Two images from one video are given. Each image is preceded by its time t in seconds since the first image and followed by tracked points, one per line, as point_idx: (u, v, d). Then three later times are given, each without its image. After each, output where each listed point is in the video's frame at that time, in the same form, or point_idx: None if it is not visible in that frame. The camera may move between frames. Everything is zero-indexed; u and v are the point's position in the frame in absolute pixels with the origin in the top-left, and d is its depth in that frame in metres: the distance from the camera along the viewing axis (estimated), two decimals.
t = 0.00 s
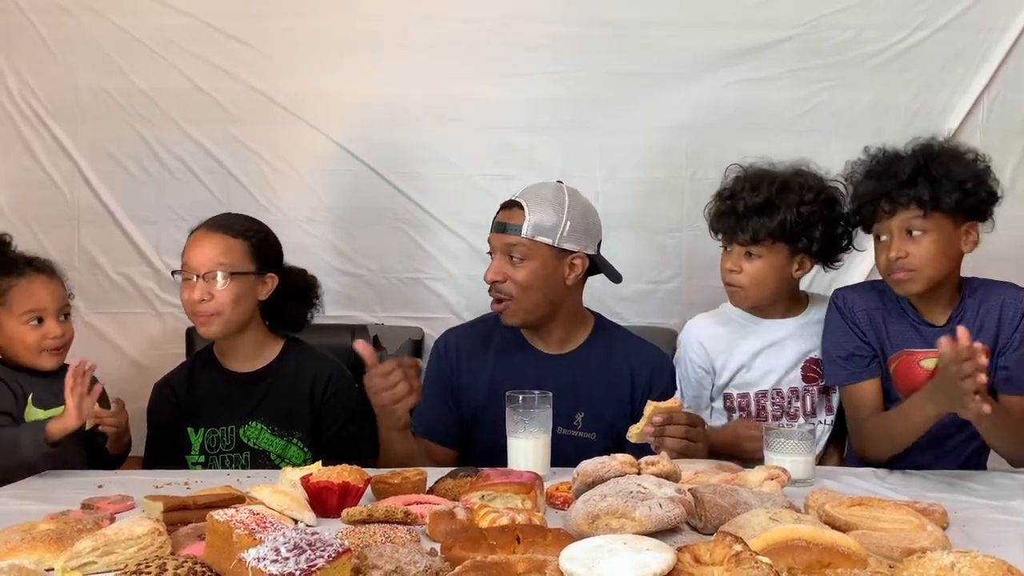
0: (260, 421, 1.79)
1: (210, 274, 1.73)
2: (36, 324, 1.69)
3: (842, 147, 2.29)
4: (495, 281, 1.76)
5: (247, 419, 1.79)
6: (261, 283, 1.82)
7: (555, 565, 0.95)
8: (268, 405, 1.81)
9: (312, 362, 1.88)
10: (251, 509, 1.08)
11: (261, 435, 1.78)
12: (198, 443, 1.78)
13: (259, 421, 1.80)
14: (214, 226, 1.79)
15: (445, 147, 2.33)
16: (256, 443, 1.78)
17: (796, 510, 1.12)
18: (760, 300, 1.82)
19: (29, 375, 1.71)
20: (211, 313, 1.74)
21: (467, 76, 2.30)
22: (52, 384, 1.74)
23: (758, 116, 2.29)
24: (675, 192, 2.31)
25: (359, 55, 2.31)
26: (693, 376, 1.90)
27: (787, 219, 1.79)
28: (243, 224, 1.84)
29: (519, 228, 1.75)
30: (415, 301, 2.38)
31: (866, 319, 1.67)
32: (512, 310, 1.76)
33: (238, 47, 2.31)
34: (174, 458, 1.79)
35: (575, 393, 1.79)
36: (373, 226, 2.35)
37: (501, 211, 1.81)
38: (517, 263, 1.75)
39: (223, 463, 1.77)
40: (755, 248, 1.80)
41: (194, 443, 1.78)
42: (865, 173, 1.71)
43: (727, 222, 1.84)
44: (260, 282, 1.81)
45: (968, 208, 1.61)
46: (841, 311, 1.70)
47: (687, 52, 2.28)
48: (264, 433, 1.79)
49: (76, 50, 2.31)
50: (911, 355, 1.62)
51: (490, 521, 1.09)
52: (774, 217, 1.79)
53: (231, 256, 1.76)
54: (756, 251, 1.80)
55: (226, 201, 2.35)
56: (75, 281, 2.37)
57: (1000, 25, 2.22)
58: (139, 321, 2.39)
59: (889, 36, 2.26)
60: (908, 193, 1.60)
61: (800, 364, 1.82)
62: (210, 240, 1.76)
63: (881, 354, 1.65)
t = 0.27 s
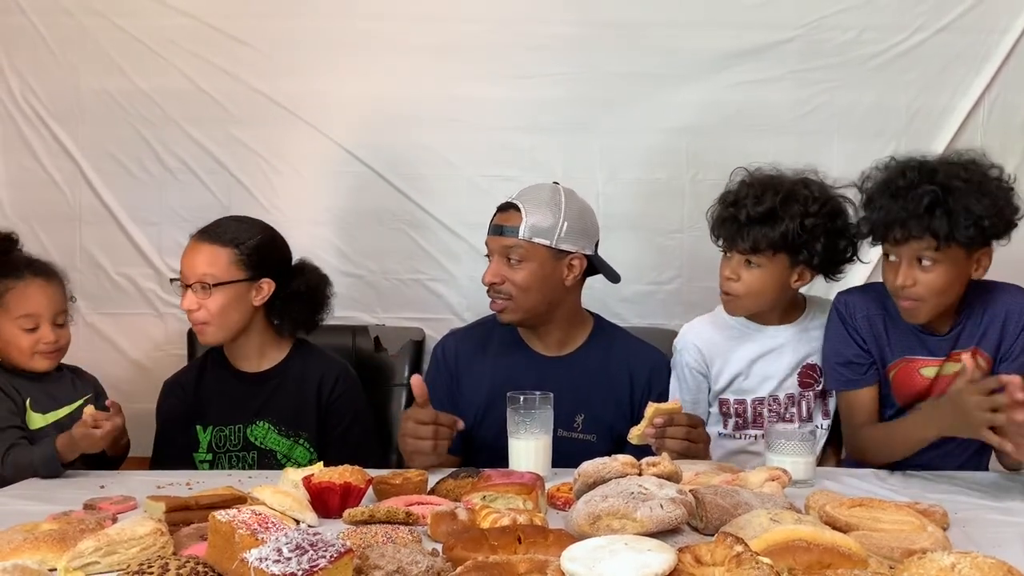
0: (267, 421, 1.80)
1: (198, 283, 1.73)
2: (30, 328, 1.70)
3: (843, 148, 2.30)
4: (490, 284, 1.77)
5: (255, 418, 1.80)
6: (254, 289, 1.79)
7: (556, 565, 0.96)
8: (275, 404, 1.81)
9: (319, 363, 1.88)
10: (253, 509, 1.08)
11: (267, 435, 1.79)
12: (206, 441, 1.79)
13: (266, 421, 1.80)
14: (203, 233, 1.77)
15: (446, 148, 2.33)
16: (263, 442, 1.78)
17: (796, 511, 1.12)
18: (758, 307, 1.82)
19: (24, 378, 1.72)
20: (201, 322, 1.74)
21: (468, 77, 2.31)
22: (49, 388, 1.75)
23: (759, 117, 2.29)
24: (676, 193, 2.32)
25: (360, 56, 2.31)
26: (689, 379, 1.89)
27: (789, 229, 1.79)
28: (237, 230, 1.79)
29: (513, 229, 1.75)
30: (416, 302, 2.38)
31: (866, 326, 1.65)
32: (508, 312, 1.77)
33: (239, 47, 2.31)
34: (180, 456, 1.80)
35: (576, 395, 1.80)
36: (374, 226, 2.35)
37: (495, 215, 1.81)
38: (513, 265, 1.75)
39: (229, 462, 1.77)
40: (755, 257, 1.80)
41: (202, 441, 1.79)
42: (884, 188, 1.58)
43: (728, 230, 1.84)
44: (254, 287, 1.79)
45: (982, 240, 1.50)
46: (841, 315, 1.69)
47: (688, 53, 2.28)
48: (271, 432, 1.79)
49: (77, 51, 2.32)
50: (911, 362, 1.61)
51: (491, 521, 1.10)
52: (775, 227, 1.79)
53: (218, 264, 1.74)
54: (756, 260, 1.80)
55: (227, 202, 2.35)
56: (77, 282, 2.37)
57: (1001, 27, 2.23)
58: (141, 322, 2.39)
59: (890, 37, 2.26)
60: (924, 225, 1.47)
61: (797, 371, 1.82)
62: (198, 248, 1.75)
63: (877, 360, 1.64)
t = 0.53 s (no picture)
0: (272, 422, 1.80)
1: (199, 285, 1.73)
2: (18, 336, 1.68)
3: (843, 148, 2.30)
4: (506, 278, 1.75)
5: (260, 419, 1.80)
6: (255, 291, 1.79)
7: (556, 566, 0.96)
8: (281, 406, 1.82)
9: (324, 365, 1.88)
10: (253, 510, 1.08)
11: (272, 436, 1.79)
12: (211, 441, 1.80)
13: (271, 422, 1.80)
14: (204, 236, 1.78)
15: (446, 148, 2.33)
16: (267, 443, 1.78)
17: (796, 511, 1.12)
18: (762, 310, 1.81)
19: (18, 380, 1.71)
20: (201, 325, 1.74)
21: (468, 77, 2.31)
22: (45, 390, 1.75)
23: (759, 117, 2.29)
24: (676, 194, 2.32)
25: (360, 56, 2.31)
26: (687, 378, 1.88)
27: (795, 232, 1.78)
28: (237, 233, 1.79)
29: (524, 224, 1.76)
30: (416, 303, 2.38)
31: (878, 323, 1.60)
32: (523, 308, 1.75)
33: (239, 48, 2.31)
34: (185, 456, 1.80)
35: (574, 396, 1.80)
36: (374, 227, 2.35)
37: (506, 208, 1.81)
38: (530, 259, 1.75)
39: (233, 463, 1.78)
40: (760, 258, 1.79)
41: (207, 442, 1.80)
42: (887, 198, 1.55)
43: (734, 230, 1.84)
44: (255, 290, 1.79)
45: (987, 251, 1.47)
46: (851, 313, 1.64)
47: (688, 53, 2.28)
48: (275, 433, 1.79)
49: (78, 51, 2.32)
50: (920, 362, 1.58)
51: (490, 522, 1.10)
52: (781, 229, 1.79)
53: (217, 268, 1.74)
54: (760, 261, 1.79)
55: (227, 202, 2.36)
56: (77, 283, 2.37)
57: (1001, 27, 2.23)
58: (141, 323, 2.39)
59: (890, 37, 2.26)
60: (925, 237, 1.45)
61: (796, 379, 1.82)
62: (199, 250, 1.75)
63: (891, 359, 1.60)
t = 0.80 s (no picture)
0: (272, 424, 1.80)
1: (195, 291, 1.73)
2: (21, 336, 1.69)
3: (843, 148, 2.29)
4: (539, 269, 1.74)
5: (261, 421, 1.80)
6: (253, 294, 1.79)
7: (555, 566, 0.96)
8: (283, 407, 1.82)
9: (325, 366, 1.88)
10: (252, 511, 1.08)
11: (273, 438, 1.79)
12: (211, 443, 1.80)
13: (272, 423, 1.80)
14: (199, 241, 1.78)
15: (445, 149, 2.33)
16: (268, 445, 1.78)
17: (796, 511, 1.12)
18: (766, 310, 1.81)
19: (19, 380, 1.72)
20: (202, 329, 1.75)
21: (468, 77, 2.31)
22: (47, 390, 1.75)
23: (758, 117, 2.29)
24: (675, 194, 2.31)
25: (359, 56, 2.31)
26: (689, 374, 1.89)
27: (799, 232, 1.78)
28: (231, 236, 1.79)
29: (540, 217, 1.77)
30: (416, 303, 2.38)
31: (890, 323, 1.58)
32: (552, 300, 1.75)
33: (239, 48, 2.31)
34: (184, 458, 1.80)
35: (573, 394, 1.80)
36: (374, 227, 2.35)
37: (520, 202, 1.82)
38: (558, 250, 1.76)
39: (235, 464, 1.77)
40: (764, 258, 1.79)
41: (208, 443, 1.80)
42: (903, 203, 1.51)
43: (738, 229, 1.83)
44: (253, 293, 1.79)
45: (1006, 256, 1.43)
46: (863, 313, 1.62)
47: (687, 53, 2.28)
48: (276, 435, 1.79)
49: (77, 52, 2.32)
50: (931, 364, 1.55)
51: (490, 522, 1.09)
52: (786, 229, 1.78)
53: (213, 272, 1.73)
54: (765, 261, 1.79)
55: (227, 203, 2.35)
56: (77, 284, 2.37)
57: (1001, 26, 2.22)
58: (141, 324, 2.39)
59: (890, 37, 2.26)
60: (940, 244, 1.41)
61: (801, 379, 1.81)
62: (195, 256, 1.75)
63: (903, 360, 1.57)
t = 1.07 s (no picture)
0: (272, 425, 1.80)
1: (197, 294, 1.73)
2: (28, 337, 1.70)
3: (843, 148, 2.29)
4: (533, 262, 1.74)
5: (261, 423, 1.80)
6: (255, 296, 1.79)
7: (556, 567, 0.95)
8: (283, 409, 1.82)
9: (326, 367, 1.88)
10: (253, 512, 1.08)
11: (273, 439, 1.79)
12: (211, 445, 1.79)
13: (271, 425, 1.80)
14: (196, 244, 1.77)
15: (445, 149, 2.33)
16: (268, 447, 1.78)
17: (797, 512, 1.12)
18: (773, 308, 1.82)
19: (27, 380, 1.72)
20: (205, 332, 1.74)
21: (468, 78, 2.31)
22: (52, 391, 1.76)
23: (759, 118, 2.29)
24: (676, 194, 2.31)
25: (359, 57, 2.31)
26: (697, 372, 1.89)
27: (807, 229, 1.78)
28: (232, 238, 1.79)
29: (528, 215, 1.78)
30: (416, 304, 2.38)
31: (891, 324, 1.59)
32: (552, 291, 1.75)
33: (239, 48, 2.31)
34: (185, 458, 1.80)
35: (575, 390, 1.80)
36: (374, 228, 2.35)
37: (507, 203, 1.84)
38: (549, 243, 1.77)
39: (235, 466, 1.77)
40: (773, 256, 1.80)
41: (207, 445, 1.79)
42: (915, 207, 1.51)
43: (747, 227, 1.84)
44: (255, 294, 1.79)
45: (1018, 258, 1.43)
46: (867, 313, 1.63)
47: (687, 54, 2.28)
48: (276, 437, 1.79)
49: (78, 53, 2.32)
50: (936, 366, 1.55)
51: (491, 523, 1.09)
52: (794, 226, 1.79)
53: (214, 274, 1.73)
54: (773, 258, 1.80)
55: (227, 203, 2.35)
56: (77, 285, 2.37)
57: (1002, 26, 2.22)
58: (141, 324, 2.39)
59: (890, 37, 2.26)
60: (952, 247, 1.41)
61: (808, 378, 1.81)
62: (195, 259, 1.75)
63: (905, 363, 1.58)
